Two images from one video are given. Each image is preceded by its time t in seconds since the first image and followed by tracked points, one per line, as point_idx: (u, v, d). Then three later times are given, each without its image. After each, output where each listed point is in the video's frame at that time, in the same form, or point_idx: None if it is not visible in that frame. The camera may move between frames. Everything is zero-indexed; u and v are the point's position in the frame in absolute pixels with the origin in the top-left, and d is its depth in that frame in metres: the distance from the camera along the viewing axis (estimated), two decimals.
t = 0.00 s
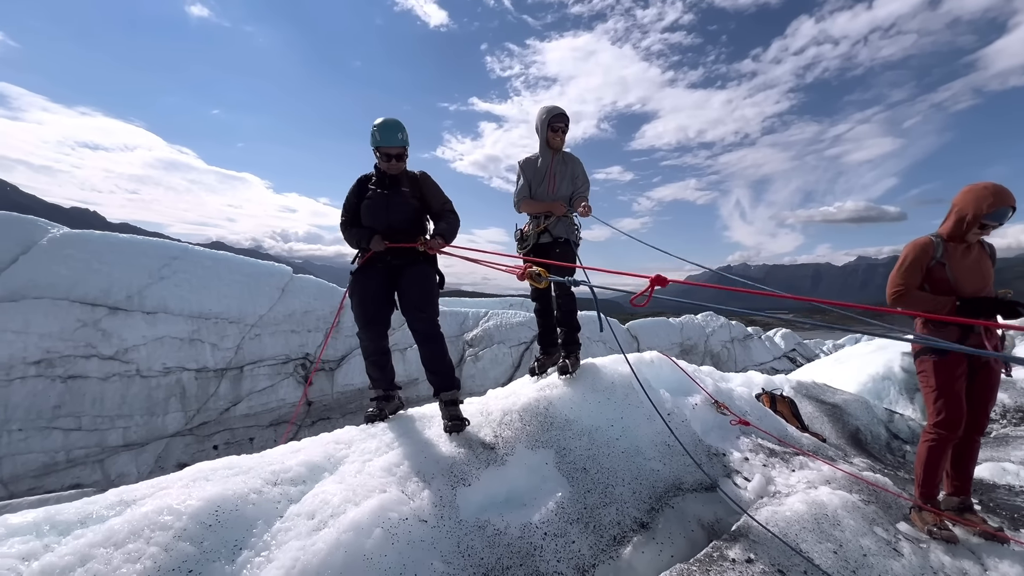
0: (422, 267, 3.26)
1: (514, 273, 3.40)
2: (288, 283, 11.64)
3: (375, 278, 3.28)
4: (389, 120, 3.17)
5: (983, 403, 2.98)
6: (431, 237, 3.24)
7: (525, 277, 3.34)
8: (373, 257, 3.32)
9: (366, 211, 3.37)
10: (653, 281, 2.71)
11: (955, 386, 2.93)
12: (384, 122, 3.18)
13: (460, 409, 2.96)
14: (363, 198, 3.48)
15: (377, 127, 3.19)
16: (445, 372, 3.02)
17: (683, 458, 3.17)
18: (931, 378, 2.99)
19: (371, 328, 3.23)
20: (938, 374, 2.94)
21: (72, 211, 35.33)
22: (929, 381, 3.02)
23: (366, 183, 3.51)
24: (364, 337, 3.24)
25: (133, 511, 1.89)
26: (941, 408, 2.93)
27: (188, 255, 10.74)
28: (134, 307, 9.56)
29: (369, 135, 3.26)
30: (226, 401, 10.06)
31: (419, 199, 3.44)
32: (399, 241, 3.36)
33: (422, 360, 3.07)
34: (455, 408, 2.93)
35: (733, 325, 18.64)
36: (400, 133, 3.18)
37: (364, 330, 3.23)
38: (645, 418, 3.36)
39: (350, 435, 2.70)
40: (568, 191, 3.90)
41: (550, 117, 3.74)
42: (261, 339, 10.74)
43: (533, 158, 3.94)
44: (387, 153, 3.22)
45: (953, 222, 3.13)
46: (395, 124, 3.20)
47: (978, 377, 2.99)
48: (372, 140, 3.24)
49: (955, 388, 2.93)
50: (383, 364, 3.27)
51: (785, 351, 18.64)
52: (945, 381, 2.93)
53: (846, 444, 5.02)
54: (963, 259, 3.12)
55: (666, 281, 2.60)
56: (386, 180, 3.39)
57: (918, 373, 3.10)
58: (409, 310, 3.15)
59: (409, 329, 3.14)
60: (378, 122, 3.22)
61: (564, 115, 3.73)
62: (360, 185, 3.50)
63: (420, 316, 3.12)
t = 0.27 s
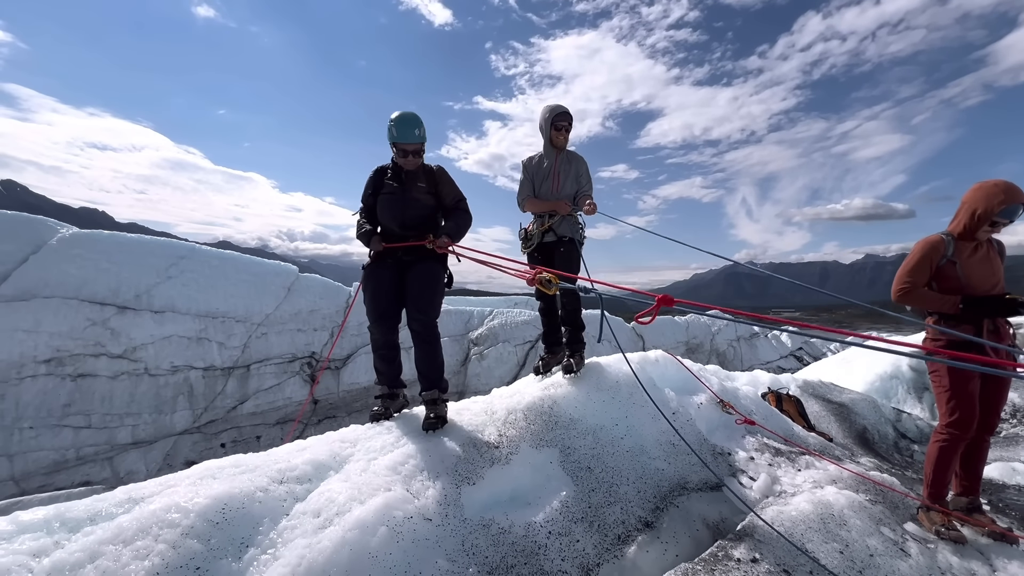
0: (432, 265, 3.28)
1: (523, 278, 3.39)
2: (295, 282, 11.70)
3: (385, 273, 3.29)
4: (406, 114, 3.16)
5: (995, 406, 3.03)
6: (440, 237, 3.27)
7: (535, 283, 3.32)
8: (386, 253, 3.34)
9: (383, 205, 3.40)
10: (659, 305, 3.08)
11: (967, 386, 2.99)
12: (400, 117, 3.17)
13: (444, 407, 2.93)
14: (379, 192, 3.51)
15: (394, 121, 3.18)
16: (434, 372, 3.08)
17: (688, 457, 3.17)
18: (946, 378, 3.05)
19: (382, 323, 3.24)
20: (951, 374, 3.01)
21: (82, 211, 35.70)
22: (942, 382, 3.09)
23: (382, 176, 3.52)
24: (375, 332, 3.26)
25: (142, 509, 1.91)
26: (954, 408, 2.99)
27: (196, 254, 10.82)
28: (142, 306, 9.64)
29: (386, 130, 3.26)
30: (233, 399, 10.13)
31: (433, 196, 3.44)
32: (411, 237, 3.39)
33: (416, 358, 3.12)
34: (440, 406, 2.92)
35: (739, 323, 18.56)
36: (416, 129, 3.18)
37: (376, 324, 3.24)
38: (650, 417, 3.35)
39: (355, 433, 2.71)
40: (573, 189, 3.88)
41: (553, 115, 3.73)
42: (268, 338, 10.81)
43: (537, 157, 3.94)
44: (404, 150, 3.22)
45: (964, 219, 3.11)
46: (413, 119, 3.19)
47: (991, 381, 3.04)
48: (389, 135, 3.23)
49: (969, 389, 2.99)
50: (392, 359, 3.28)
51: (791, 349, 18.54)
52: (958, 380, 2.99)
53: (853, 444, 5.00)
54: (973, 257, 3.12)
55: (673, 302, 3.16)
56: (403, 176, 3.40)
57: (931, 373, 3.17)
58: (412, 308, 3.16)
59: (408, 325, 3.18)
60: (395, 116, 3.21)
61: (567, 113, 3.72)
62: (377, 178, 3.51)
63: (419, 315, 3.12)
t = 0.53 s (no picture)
0: (439, 265, 3.30)
1: (524, 281, 3.40)
2: (300, 281, 11.75)
3: (393, 272, 3.32)
4: (416, 117, 3.18)
5: (1003, 406, 3.05)
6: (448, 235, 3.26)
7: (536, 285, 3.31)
8: (394, 252, 3.37)
9: (393, 205, 3.44)
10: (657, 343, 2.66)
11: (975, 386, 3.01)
12: (411, 119, 3.19)
13: (449, 405, 2.97)
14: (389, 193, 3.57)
15: (405, 124, 3.21)
16: (440, 370, 3.09)
17: (692, 455, 3.18)
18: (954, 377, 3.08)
19: (388, 322, 3.26)
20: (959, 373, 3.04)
21: (89, 210, 35.97)
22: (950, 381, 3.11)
23: (393, 178, 3.58)
24: (380, 330, 3.29)
25: (151, 505, 1.94)
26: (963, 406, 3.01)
27: (202, 252, 10.89)
28: (149, 305, 9.72)
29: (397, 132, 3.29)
30: (239, 397, 10.20)
31: (441, 197, 3.48)
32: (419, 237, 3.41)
33: (422, 356, 3.15)
34: (444, 404, 2.94)
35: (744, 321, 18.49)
36: (426, 132, 3.19)
37: (381, 322, 3.26)
38: (654, 415, 3.36)
39: (361, 431, 2.73)
40: (577, 188, 3.89)
41: (557, 114, 3.73)
42: (274, 336, 10.87)
43: (541, 155, 3.95)
44: (413, 152, 3.26)
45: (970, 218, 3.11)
46: (423, 121, 3.21)
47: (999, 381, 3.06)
48: (399, 138, 3.27)
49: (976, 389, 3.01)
50: (395, 356, 3.30)
51: (797, 347, 18.46)
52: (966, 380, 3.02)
53: (859, 443, 4.98)
54: (979, 255, 3.11)
55: (668, 353, 2.87)
56: (413, 178, 3.46)
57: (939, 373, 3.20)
58: (419, 308, 3.19)
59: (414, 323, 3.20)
60: (405, 118, 3.23)
61: (571, 111, 3.72)
62: (387, 181, 3.59)
63: (425, 315, 3.14)
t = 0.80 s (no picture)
0: (438, 266, 3.34)
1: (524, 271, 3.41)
2: (304, 278, 11.78)
3: (395, 277, 3.40)
4: (409, 123, 3.22)
5: (1009, 401, 3.04)
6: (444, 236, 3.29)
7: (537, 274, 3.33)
8: (394, 258, 3.44)
9: (389, 211, 3.49)
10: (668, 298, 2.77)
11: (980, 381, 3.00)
12: (404, 125, 3.23)
13: (453, 401, 2.98)
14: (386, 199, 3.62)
15: (398, 130, 3.26)
16: (443, 367, 3.10)
17: (695, 452, 3.19)
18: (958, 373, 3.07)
19: (393, 327, 3.34)
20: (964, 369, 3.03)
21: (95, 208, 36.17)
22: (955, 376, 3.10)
23: (389, 184, 3.63)
24: (387, 334, 3.37)
25: (159, 499, 1.96)
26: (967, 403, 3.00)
27: (206, 250, 10.94)
28: (155, 302, 9.79)
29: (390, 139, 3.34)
30: (244, 394, 10.27)
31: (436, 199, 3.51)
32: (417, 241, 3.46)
33: (423, 354, 3.16)
34: (447, 400, 2.95)
35: (748, 318, 18.42)
36: (419, 137, 3.24)
37: (388, 327, 3.36)
38: (657, 412, 3.37)
39: (366, 427, 2.75)
40: (580, 185, 3.89)
41: (561, 110, 3.73)
42: (279, 332, 10.92)
43: (545, 153, 3.95)
44: (406, 158, 3.30)
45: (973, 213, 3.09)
46: (415, 127, 3.25)
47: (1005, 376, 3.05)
48: (392, 145, 3.32)
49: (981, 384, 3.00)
50: (401, 359, 3.35)
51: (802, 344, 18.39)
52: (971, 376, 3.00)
53: (863, 439, 4.98)
54: (984, 251, 3.11)
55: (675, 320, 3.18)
56: (408, 183, 3.50)
57: (944, 369, 3.19)
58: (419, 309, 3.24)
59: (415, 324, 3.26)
60: (398, 126, 3.28)
61: (575, 109, 3.72)
62: (383, 187, 3.64)
63: (424, 313, 3.19)
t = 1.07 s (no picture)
0: (436, 261, 3.33)
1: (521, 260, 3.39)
2: (305, 274, 11.76)
3: (393, 272, 3.39)
4: (401, 120, 3.21)
5: (1014, 395, 3.03)
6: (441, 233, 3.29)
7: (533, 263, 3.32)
8: (391, 254, 3.43)
9: (384, 208, 3.47)
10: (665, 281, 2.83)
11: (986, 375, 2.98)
12: (396, 122, 3.22)
13: (454, 396, 2.96)
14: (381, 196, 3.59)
15: (390, 127, 3.24)
16: (444, 361, 3.09)
17: (698, 447, 3.18)
18: (963, 367, 3.05)
19: (392, 323, 3.34)
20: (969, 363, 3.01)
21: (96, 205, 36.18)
22: (961, 371, 3.08)
23: (383, 181, 3.61)
24: (385, 329, 3.36)
25: (160, 494, 1.95)
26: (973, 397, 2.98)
27: (207, 247, 10.93)
28: (156, 299, 9.79)
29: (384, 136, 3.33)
30: (246, 389, 10.28)
31: (433, 195, 3.50)
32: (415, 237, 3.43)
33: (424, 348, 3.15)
34: (448, 395, 2.94)
35: (750, 313, 18.39)
36: (412, 134, 3.23)
37: (387, 323, 3.35)
38: (660, 407, 3.35)
39: (368, 422, 2.74)
40: (583, 178, 3.86)
41: (562, 103, 3.70)
42: (280, 329, 10.93)
43: (546, 146, 3.92)
44: (401, 155, 3.29)
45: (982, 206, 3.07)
46: (406, 124, 3.23)
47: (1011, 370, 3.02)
48: (386, 142, 3.30)
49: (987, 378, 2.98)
50: (400, 355, 3.33)
51: (803, 340, 18.37)
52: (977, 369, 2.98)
53: (866, 434, 4.97)
54: (993, 243, 3.09)
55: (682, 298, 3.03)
56: (403, 180, 3.49)
57: (950, 363, 3.16)
58: (418, 302, 3.23)
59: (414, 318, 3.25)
60: (391, 122, 3.26)
61: (576, 101, 3.69)
62: (377, 184, 3.61)
63: (424, 306, 3.19)
